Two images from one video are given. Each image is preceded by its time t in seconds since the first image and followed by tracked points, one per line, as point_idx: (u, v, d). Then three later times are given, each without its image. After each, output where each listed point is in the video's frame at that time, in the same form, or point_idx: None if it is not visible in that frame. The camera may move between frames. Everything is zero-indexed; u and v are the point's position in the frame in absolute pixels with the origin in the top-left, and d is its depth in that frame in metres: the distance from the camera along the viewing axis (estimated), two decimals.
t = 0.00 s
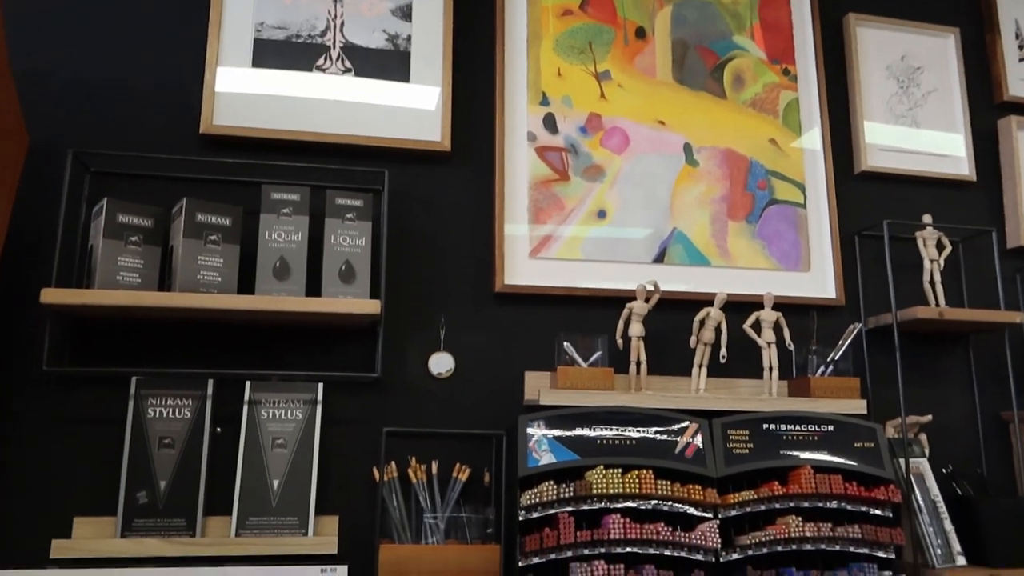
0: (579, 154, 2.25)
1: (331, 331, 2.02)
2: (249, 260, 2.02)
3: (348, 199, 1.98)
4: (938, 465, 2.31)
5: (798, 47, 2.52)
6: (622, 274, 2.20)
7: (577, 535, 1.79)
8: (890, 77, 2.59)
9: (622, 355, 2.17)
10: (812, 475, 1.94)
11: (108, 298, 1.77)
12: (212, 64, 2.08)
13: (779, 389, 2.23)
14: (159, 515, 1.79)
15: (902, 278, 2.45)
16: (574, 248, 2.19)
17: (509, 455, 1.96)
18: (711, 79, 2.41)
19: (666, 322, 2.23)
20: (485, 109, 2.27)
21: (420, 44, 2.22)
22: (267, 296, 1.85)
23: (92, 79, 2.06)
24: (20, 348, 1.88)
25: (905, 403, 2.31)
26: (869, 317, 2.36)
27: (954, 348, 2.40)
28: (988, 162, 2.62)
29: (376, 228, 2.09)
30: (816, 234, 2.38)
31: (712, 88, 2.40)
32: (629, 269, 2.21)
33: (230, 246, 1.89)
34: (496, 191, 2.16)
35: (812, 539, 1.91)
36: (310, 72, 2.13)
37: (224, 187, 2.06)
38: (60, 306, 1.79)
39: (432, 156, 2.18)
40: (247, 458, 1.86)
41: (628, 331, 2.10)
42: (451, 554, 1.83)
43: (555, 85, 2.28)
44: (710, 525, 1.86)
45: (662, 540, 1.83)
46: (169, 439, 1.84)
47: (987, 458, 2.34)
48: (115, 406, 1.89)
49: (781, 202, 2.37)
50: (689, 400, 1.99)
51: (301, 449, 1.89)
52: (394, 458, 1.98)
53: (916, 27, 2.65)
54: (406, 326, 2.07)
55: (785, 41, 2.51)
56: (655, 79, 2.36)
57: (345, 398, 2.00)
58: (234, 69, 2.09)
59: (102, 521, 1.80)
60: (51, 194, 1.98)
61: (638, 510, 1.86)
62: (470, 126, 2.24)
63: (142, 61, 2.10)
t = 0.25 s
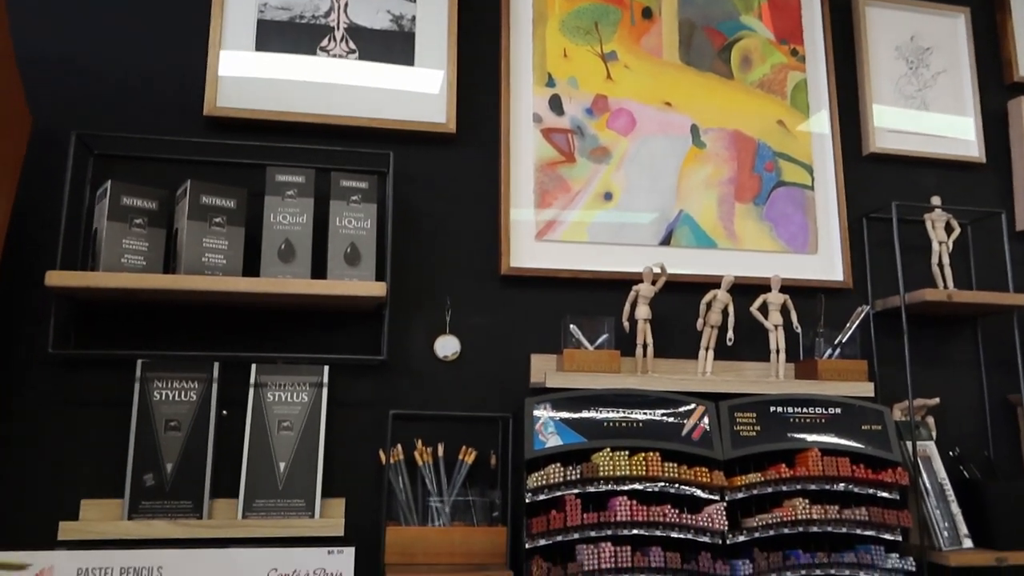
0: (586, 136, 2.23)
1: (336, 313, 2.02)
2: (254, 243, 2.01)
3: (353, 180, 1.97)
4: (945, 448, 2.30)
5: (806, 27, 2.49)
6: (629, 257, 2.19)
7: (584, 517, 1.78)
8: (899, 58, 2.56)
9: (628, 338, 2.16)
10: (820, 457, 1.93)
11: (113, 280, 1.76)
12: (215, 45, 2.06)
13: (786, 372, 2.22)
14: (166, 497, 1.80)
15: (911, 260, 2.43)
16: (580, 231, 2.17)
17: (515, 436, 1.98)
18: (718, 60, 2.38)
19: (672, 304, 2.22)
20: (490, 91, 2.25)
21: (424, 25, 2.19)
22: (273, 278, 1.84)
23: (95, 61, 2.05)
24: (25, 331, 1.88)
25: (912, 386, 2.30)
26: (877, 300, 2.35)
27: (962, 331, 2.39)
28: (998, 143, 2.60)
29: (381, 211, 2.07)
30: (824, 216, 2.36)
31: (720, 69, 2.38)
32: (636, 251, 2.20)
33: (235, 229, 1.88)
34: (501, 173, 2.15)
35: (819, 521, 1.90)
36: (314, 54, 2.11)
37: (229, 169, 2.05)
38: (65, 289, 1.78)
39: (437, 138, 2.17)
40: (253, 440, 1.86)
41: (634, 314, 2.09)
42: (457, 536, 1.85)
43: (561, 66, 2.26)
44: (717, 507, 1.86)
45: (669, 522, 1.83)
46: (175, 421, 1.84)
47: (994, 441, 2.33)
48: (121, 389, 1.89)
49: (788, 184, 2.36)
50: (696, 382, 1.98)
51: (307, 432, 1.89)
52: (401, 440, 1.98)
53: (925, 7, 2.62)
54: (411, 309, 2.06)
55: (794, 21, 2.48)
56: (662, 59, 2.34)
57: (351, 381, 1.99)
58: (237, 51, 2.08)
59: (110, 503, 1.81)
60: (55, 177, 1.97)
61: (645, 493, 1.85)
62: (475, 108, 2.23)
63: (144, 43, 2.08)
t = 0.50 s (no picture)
0: (594, 115, 2.21)
1: (343, 293, 2.01)
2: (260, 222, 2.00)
3: (360, 159, 1.95)
4: (954, 429, 2.29)
5: (817, 5, 2.46)
6: (638, 237, 2.17)
7: (593, 497, 1.78)
8: (911, 37, 2.53)
9: (636, 318, 2.14)
10: (829, 437, 1.93)
11: (119, 259, 1.75)
12: (220, 22, 2.04)
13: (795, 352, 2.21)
14: (174, 476, 1.80)
15: (921, 240, 2.41)
16: (589, 210, 2.16)
17: (523, 415, 1.96)
18: (728, 38, 2.36)
19: (681, 284, 2.20)
20: (497, 69, 2.22)
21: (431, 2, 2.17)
22: (280, 257, 1.83)
23: (99, 38, 2.03)
24: (32, 311, 1.87)
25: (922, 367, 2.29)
26: (886, 281, 2.33)
27: (971, 311, 2.38)
28: (1010, 123, 2.57)
29: (389, 190, 2.06)
30: (834, 196, 2.34)
31: (730, 47, 2.35)
32: (645, 231, 2.18)
33: (242, 207, 1.87)
34: (509, 153, 2.13)
35: (828, 501, 1.90)
36: (320, 31, 2.09)
37: (234, 148, 2.03)
38: (71, 268, 1.77)
39: (445, 117, 2.15)
40: (262, 419, 1.86)
41: (643, 294, 2.08)
42: (466, 515, 1.85)
43: (570, 44, 2.24)
44: (726, 487, 1.85)
45: (678, 502, 1.82)
46: (183, 400, 1.84)
47: (1003, 422, 2.32)
48: (129, 368, 1.89)
49: (798, 164, 2.34)
50: (705, 362, 1.97)
51: (315, 411, 1.89)
52: (409, 420, 1.98)
53: None
54: (419, 288, 2.05)
55: None
56: (671, 37, 2.31)
57: (358, 361, 1.98)
58: (242, 28, 2.05)
59: (118, 482, 1.80)
60: (59, 155, 1.96)
61: (654, 473, 1.85)
62: (482, 86, 2.20)
63: (149, 19, 2.06)
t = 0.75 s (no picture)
0: (602, 86, 2.18)
1: (350, 266, 1.99)
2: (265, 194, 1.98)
3: (366, 129, 1.92)
4: (962, 403, 2.28)
5: None
6: (646, 210, 2.15)
7: (602, 470, 1.77)
8: (923, 8, 2.50)
9: (645, 292, 2.13)
10: (839, 411, 1.91)
11: (124, 230, 1.73)
12: None
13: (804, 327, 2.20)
14: (181, 449, 1.79)
15: (931, 214, 2.39)
16: (596, 183, 2.13)
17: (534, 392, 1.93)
18: (738, 9, 2.32)
19: (691, 258, 2.18)
20: (504, 40, 2.19)
21: None
22: (286, 228, 1.81)
23: (99, 8, 1.99)
24: (36, 283, 1.85)
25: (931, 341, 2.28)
26: (896, 254, 2.31)
27: (981, 285, 2.36)
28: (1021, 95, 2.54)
29: (395, 161, 2.03)
30: (844, 169, 2.32)
31: (740, 17, 2.32)
32: (653, 204, 2.16)
33: (247, 178, 1.85)
34: (517, 124, 2.10)
35: (837, 474, 1.89)
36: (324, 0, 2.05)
37: (239, 119, 2.00)
38: (75, 240, 1.75)
39: (451, 88, 2.12)
40: (269, 392, 1.85)
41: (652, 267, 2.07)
42: (475, 488, 1.84)
43: (577, 14, 2.20)
44: (735, 460, 1.84)
45: (687, 475, 1.81)
46: (189, 373, 1.83)
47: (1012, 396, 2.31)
48: (134, 341, 1.87)
49: (808, 136, 2.31)
50: (714, 335, 1.96)
51: (322, 384, 1.88)
52: (416, 393, 1.97)
53: None
54: (426, 261, 2.04)
55: None
56: (681, 8, 2.28)
57: (365, 334, 1.97)
58: None
59: (125, 455, 1.80)
60: (61, 126, 1.93)
61: (663, 446, 1.85)
62: (489, 56, 2.17)
63: None
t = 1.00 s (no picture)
0: (616, 53, 2.14)
1: (360, 235, 1.96)
2: (274, 161, 1.94)
3: (376, 95, 1.88)
4: (977, 376, 2.26)
5: None
6: (660, 179, 2.11)
7: (616, 441, 1.76)
8: None
9: (659, 263, 2.10)
10: (855, 382, 1.89)
11: (131, 197, 1.70)
12: None
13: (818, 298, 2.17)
14: (191, 419, 1.77)
15: (947, 185, 2.35)
16: (610, 151, 2.10)
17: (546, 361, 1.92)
18: None
19: (704, 228, 2.15)
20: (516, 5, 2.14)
21: None
22: (296, 195, 1.78)
23: None
24: (41, 252, 1.82)
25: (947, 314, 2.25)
26: (912, 226, 2.28)
27: (998, 257, 2.33)
28: None
29: (405, 129, 2.00)
30: (860, 138, 2.28)
31: None
32: (667, 174, 2.12)
33: (255, 145, 1.81)
34: (529, 91, 2.06)
35: (853, 446, 1.88)
36: None
37: (246, 85, 1.96)
38: (81, 206, 1.72)
39: (462, 54, 2.08)
40: (279, 362, 1.83)
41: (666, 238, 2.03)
42: (488, 459, 1.82)
43: None
44: (751, 432, 1.82)
45: (702, 446, 1.80)
46: (198, 342, 1.81)
47: None
48: (142, 311, 1.85)
49: (824, 105, 2.27)
50: (729, 306, 1.93)
51: (333, 354, 1.85)
52: (428, 364, 1.94)
53: None
54: (437, 230, 2.00)
55: None
56: None
57: (375, 304, 1.94)
58: None
59: (134, 425, 1.78)
60: (65, 92, 1.89)
61: (678, 417, 1.83)
62: (500, 22, 2.13)
63: None
